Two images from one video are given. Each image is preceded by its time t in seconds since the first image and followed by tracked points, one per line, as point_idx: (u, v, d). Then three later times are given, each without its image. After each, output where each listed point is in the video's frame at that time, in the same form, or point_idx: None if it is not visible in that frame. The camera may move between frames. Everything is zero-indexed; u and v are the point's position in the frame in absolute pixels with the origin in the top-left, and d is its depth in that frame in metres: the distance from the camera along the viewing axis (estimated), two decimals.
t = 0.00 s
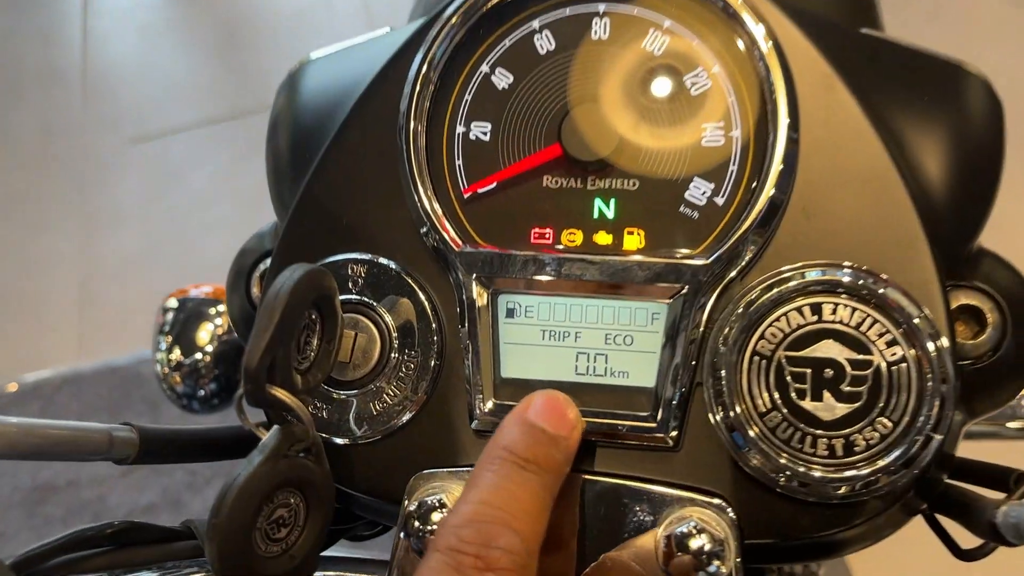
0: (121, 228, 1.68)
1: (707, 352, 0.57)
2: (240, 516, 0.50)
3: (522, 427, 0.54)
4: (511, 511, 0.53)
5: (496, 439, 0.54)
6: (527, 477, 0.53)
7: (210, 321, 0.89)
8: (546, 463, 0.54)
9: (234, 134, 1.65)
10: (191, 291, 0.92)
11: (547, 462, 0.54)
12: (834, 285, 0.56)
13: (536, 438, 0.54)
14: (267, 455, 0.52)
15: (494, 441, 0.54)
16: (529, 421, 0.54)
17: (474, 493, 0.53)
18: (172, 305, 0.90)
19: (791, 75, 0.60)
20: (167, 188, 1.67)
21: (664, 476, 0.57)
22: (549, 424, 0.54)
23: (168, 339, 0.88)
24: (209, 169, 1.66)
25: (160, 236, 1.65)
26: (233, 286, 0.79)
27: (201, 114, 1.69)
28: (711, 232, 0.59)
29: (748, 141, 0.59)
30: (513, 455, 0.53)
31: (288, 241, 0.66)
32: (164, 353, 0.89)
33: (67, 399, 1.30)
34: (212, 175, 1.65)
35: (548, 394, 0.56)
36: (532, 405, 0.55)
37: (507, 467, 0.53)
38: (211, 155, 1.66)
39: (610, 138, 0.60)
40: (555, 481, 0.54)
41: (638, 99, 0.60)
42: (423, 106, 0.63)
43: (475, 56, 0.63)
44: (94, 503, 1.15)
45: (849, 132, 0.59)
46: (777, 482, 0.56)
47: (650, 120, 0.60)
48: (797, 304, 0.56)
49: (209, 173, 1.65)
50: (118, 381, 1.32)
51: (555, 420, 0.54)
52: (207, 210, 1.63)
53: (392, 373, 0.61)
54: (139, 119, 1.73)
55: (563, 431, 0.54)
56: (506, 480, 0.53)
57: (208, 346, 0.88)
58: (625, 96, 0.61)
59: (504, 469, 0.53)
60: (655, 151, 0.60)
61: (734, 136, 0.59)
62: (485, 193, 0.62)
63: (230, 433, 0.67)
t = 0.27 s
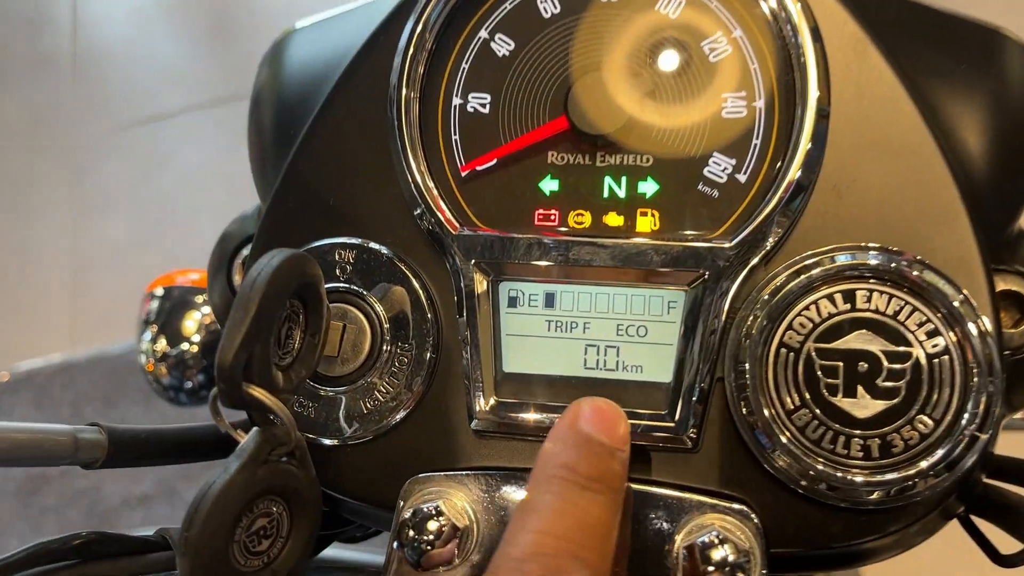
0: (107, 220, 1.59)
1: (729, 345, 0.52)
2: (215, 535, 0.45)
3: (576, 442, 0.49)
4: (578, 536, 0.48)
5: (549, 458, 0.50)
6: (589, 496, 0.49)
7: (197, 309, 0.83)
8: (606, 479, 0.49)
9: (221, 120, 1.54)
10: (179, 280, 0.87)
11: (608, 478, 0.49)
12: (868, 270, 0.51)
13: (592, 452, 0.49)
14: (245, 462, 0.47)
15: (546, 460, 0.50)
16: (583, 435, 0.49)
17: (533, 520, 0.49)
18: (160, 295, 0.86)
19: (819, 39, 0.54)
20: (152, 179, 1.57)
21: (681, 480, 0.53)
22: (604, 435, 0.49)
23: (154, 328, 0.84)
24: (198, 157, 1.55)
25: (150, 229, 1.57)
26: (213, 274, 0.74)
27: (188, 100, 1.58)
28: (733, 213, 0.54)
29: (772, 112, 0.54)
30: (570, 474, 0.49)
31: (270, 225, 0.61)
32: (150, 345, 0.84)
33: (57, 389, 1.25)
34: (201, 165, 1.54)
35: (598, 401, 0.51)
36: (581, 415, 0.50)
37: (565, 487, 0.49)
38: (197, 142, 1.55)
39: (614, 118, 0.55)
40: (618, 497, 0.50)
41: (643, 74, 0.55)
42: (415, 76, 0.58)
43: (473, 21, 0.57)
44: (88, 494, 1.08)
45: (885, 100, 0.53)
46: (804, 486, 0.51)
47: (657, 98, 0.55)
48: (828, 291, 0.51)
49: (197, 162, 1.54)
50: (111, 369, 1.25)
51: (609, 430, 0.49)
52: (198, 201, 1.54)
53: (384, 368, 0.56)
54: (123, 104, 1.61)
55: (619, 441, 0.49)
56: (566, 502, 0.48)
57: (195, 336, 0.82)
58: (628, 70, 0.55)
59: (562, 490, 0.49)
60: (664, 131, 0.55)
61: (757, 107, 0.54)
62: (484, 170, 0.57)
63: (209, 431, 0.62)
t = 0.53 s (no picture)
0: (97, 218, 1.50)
1: (749, 338, 0.48)
2: (188, 550, 0.41)
3: (564, 434, 0.45)
4: (563, 535, 0.45)
5: (533, 451, 0.46)
6: (576, 493, 0.45)
7: (185, 299, 0.79)
8: (594, 474, 0.45)
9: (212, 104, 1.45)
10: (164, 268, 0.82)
11: (597, 473, 0.45)
12: (900, 256, 0.47)
13: (581, 446, 0.45)
14: (222, 469, 0.43)
15: (529, 453, 0.46)
16: (570, 427, 0.45)
17: (514, 517, 0.45)
18: (143, 282, 0.81)
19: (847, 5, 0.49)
20: (144, 170, 1.49)
21: (697, 483, 0.49)
22: (594, 428, 0.45)
23: (140, 318, 0.80)
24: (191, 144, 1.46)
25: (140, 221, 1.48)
26: (195, 263, 0.69)
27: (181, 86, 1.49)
28: (752, 195, 0.50)
29: (794, 85, 0.50)
30: (556, 469, 0.45)
31: (251, 210, 0.56)
32: (134, 335, 0.79)
33: (48, 380, 1.20)
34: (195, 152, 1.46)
35: (587, 390, 0.47)
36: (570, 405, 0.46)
37: (551, 483, 0.45)
38: (189, 131, 1.47)
39: (618, 93, 0.51)
40: (607, 492, 0.46)
41: (651, 44, 0.51)
42: (406, 48, 0.53)
43: None
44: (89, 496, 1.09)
45: (919, 72, 0.49)
46: (829, 490, 0.47)
47: (665, 70, 0.51)
48: (857, 279, 0.47)
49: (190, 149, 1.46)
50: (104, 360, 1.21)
51: (600, 422, 0.45)
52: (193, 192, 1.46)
53: (375, 365, 0.51)
54: (112, 94, 1.53)
55: (611, 434, 0.45)
56: (551, 499, 0.45)
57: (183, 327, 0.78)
58: (634, 40, 0.51)
59: (547, 486, 0.45)
60: (673, 107, 0.51)
61: (777, 80, 0.50)
62: (482, 150, 0.53)
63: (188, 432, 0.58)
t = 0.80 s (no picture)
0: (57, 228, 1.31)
1: (765, 324, 0.44)
2: (152, 561, 0.38)
3: (556, 452, 0.42)
4: (553, 566, 0.41)
5: (521, 470, 0.42)
6: (567, 517, 0.41)
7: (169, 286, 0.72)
8: (588, 495, 0.42)
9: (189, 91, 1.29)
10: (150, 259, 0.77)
11: (588, 495, 0.42)
12: (931, 234, 0.43)
13: (575, 464, 0.42)
14: (189, 472, 0.39)
15: (517, 474, 0.42)
16: (563, 443, 0.42)
17: (500, 547, 0.41)
18: (127, 271, 0.77)
19: None
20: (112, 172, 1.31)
21: (709, 482, 0.45)
22: (588, 444, 0.42)
23: (123, 307, 0.73)
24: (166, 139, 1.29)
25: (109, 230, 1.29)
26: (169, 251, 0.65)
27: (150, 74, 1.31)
28: (767, 169, 0.46)
29: (813, 49, 0.46)
30: (546, 491, 0.41)
31: (225, 191, 0.52)
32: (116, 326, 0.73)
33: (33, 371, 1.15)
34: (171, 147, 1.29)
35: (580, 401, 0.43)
36: (562, 419, 0.42)
37: (540, 508, 0.41)
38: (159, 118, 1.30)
39: (623, 59, 0.47)
40: (601, 515, 0.42)
41: (654, 8, 0.47)
42: (390, 11, 0.49)
43: None
44: (83, 491, 1.02)
45: (949, 33, 0.45)
46: (852, 489, 0.43)
47: (670, 36, 0.47)
48: (883, 259, 0.43)
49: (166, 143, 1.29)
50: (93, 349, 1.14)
51: (595, 437, 0.42)
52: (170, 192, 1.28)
53: (360, 356, 0.48)
54: (67, 83, 1.33)
55: (607, 450, 0.42)
56: (540, 525, 0.41)
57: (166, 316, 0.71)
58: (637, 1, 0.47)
59: (536, 511, 0.41)
60: (683, 73, 0.47)
61: (795, 44, 0.46)
62: (475, 123, 0.49)
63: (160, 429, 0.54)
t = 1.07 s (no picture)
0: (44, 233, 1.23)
1: (776, 323, 0.42)
2: None
3: (520, 457, 0.39)
4: (511, 574, 0.39)
5: (484, 475, 0.40)
6: (529, 524, 0.39)
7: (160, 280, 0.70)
8: (552, 502, 0.40)
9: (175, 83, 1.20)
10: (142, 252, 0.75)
11: (553, 501, 0.40)
12: (950, 229, 0.41)
13: (539, 470, 0.39)
14: (176, 483, 0.37)
15: (480, 479, 0.40)
16: (529, 449, 0.39)
17: (456, 554, 0.39)
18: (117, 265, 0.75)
19: None
20: (98, 172, 1.23)
21: (719, 487, 0.43)
22: (555, 449, 0.39)
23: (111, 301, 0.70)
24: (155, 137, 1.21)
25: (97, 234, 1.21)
26: (158, 246, 0.64)
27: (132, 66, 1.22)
28: (779, 161, 0.44)
29: (825, 36, 0.44)
30: (508, 497, 0.39)
31: (213, 186, 0.50)
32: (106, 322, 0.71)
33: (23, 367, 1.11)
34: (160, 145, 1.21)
35: (551, 405, 0.41)
36: (529, 422, 0.40)
37: (500, 514, 0.39)
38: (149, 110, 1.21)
39: (628, 46, 0.45)
40: (567, 522, 0.40)
41: None
42: None
43: None
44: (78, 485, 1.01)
45: (968, 18, 0.43)
46: (867, 494, 0.42)
47: (676, 21, 0.45)
48: (901, 255, 0.41)
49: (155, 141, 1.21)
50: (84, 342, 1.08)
51: (562, 442, 0.40)
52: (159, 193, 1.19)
53: (355, 357, 0.46)
54: (47, 78, 1.25)
55: (574, 456, 0.40)
56: (499, 533, 0.39)
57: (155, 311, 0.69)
58: None
59: (496, 518, 0.39)
60: (690, 59, 0.45)
61: (807, 30, 0.44)
62: (474, 113, 0.47)
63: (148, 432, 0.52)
